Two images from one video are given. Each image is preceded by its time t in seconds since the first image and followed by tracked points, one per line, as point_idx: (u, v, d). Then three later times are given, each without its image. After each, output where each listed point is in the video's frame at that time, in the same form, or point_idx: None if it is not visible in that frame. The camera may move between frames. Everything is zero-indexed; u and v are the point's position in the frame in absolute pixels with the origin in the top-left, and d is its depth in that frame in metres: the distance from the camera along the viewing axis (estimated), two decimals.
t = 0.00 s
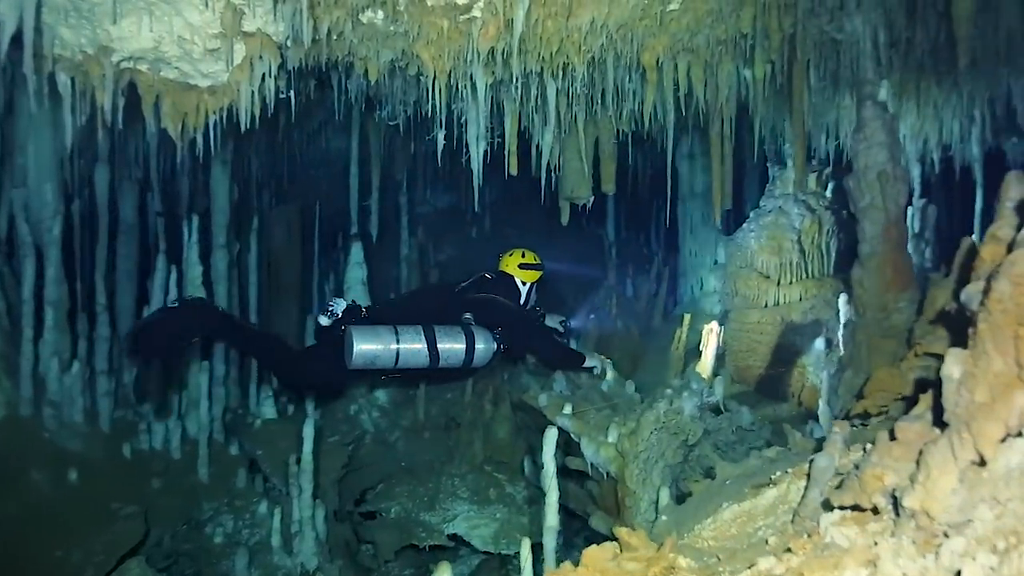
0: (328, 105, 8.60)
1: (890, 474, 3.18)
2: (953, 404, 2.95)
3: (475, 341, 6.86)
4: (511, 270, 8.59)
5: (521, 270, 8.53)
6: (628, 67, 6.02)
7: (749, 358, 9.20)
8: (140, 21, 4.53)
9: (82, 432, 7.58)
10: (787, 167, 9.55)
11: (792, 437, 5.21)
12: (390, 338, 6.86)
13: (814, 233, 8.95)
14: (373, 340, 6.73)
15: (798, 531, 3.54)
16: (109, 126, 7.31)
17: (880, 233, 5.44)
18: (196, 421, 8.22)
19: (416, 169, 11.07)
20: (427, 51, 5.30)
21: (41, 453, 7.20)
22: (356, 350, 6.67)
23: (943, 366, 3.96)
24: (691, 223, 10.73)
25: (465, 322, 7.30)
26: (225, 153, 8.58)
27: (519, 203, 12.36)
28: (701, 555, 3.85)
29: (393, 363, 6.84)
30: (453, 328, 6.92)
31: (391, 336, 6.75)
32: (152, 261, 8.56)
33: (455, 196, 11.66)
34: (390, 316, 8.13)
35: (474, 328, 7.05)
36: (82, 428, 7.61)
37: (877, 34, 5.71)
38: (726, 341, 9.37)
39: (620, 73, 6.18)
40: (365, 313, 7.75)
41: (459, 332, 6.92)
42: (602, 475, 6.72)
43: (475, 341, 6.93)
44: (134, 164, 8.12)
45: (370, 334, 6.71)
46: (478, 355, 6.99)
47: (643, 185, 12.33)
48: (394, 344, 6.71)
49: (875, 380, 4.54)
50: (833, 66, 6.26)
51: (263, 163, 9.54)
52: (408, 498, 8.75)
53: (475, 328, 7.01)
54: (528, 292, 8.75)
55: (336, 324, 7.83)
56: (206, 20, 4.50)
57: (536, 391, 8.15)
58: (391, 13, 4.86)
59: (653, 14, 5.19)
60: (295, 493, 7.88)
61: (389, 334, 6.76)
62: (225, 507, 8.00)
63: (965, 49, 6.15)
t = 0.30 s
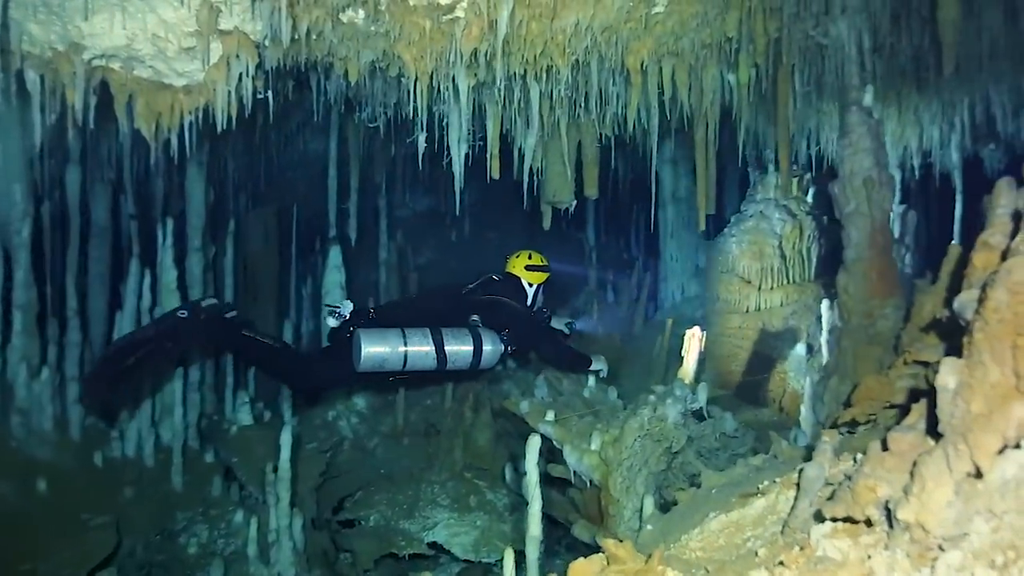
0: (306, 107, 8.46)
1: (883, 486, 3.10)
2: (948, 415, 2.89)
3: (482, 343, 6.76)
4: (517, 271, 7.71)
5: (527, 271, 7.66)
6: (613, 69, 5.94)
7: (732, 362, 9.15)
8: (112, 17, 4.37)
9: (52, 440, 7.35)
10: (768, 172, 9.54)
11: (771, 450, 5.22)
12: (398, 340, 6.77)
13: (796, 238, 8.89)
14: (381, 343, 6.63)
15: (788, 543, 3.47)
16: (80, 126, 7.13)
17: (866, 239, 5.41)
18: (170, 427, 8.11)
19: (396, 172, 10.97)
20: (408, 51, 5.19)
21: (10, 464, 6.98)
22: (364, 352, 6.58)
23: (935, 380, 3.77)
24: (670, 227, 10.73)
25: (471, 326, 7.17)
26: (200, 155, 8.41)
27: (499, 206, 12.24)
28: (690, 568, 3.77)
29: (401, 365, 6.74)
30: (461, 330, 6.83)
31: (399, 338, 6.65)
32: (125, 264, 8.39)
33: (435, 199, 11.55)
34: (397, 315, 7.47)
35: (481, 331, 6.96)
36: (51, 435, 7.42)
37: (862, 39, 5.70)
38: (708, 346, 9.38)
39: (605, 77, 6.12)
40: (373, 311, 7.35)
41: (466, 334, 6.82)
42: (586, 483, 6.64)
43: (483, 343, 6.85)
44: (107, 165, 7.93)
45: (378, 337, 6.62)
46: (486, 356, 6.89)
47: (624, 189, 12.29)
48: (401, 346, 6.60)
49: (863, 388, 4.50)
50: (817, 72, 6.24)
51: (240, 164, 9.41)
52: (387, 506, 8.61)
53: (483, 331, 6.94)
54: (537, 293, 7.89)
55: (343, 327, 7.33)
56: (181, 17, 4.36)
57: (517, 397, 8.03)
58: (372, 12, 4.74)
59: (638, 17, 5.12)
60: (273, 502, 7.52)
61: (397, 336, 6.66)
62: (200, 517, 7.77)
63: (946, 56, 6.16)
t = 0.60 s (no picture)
0: (281, 109, 8.30)
1: (875, 496, 3.03)
2: (941, 424, 2.84)
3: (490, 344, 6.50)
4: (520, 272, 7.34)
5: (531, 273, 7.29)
6: (595, 72, 5.87)
7: (708, 368, 9.23)
8: (80, 13, 4.21)
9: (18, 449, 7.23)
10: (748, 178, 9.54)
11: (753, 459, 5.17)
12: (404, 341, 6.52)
13: (776, 245, 8.95)
14: (388, 344, 6.40)
15: (777, 554, 3.41)
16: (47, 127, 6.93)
17: (849, 245, 5.44)
18: (142, 437, 7.62)
19: (373, 176, 10.83)
20: (388, 52, 5.07)
21: None
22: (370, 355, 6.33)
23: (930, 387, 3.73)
24: (650, 234, 10.72)
25: (477, 328, 6.88)
26: (173, 158, 8.22)
27: (478, 211, 12.13)
28: None
29: (408, 367, 6.49)
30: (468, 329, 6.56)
31: (406, 339, 6.40)
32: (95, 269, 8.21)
33: (413, 204, 11.41)
34: (402, 317, 7.22)
35: (488, 331, 6.68)
36: (17, 445, 7.25)
37: (844, 44, 5.68)
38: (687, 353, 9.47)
39: (587, 80, 6.04)
40: (379, 314, 7.11)
41: (474, 334, 6.54)
42: (566, 492, 6.55)
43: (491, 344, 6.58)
44: (76, 168, 7.72)
45: (384, 338, 6.37)
46: (494, 358, 6.62)
47: (603, 194, 12.25)
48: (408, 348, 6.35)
49: (849, 396, 4.48)
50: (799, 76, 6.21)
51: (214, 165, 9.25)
52: (364, 516, 8.47)
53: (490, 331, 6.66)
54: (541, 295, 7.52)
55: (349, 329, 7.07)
56: (151, 14, 4.21)
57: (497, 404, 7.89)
58: (350, 11, 4.63)
59: (621, 19, 5.04)
60: (248, 513, 7.28)
61: (404, 337, 6.41)
62: (171, 528, 7.46)
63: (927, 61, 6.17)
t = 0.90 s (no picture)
0: (256, 112, 8.12)
1: (869, 509, 2.95)
2: (937, 435, 2.76)
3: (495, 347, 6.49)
4: (523, 274, 7.34)
5: (535, 275, 7.30)
6: (577, 75, 5.78)
7: (683, 373, 9.31)
8: (42, 9, 4.03)
9: None
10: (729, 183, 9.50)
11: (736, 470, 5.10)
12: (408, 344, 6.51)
13: (755, 250, 8.90)
14: (392, 347, 6.38)
15: (766, 568, 3.33)
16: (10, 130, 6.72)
17: (832, 250, 5.42)
18: (110, 448, 7.37)
19: (350, 180, 10.69)
20: (365, 53, 4.94)
21: None
22: (375, 357, 6.32)
23: (918, 394, 3.76)
24: (629, 239, 10.69)
25: (481, 329, 6.98)
26: (143, 161, 8.02)
27: (456, 216, 12.01)
28: None
29: (412, 370, 6.48)
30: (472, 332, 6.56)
31: (410, 342, 6.39)
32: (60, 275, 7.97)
33: (391, 209, 11.28)
34: (406, 318, 7.24)
35: (493, 333, 6.69)
36: None
37: (827, 48, 5.66)
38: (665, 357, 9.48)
39: (568, 83, 5.96)
40: (383, 318, 7.15)
41: (477, 337, 6.53)
42: (547, 501, 6.44)
43: (495, 346, 6.58)
44: (42, 172, 7.50)
45: (389, 341, 6.36)
46: (498, 360, 6.63)
47: (582, 199, 12.20)
48: (413, 350, 6.34)
49: (836, 401, 4.43)
50: (784, 79, 6.15)
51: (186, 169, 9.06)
52: (341, 526, 8.22)
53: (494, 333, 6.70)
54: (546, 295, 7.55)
55: (354, 335, 7.08)
56: (118, 11, 4.04)
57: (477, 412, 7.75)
58: (327, 11, 4.50)
59: (603, 21, 4.97)
60: (221, 526, 7.10)
61: (408, 340, 6.40)
62: (140, 542, 7.15)
63: (907, 67, 6.18)
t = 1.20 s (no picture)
0: (231, 116, 7.94)
1: (865, 523, 2.84)
2: (935, 447, 2.67)
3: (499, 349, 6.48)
4: (525, 277, 7.27)
5: (536, 278, 7.22)
6: (561, 78, 5.68)
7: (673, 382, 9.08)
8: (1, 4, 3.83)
9: None
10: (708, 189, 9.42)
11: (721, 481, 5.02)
12: (411, 349, 6.49)
13: (736, 256, 8.98)
14: (395, 352, 6.35)
15: None
16: None
17: (818, 256, 5.35)
18: (78, 460, 7.13)
19: (328, 185, 10.52)
20: (343, 54, 4.81)
21: None
22: (379, 363, 6.29)
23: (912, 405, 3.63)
24: (611, 244, 10.57)
25: (482, 333, 6.90)
26: (114, 165, 7.81)
27: (437, 222, 11.88)
28: None
29: (417, 374, 6.46)
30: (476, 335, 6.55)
31: (414, 347, 6.37)
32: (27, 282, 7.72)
33: (370, 214, 11.12)
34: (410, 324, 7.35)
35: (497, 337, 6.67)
36: None
37: (811, 52, 5.60)
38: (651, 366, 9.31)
39: (551, 87, 5.86)
40: (386, 323, 7.26)
41: (482, 340, 6.51)
42: (531, 512, 6.31)
43: (500, 349, 6.57)
44: (8, 176, 7.27)
45: (392, 346, 6.33)
46: (503, 363, 6.61)
47: (563, 205, 12.13)
48: (417, 355, 6.32)
49: (824, 411, 4.35)
50: (768, 83, 6.09)
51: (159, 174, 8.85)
52: (321, 540, 8.15)
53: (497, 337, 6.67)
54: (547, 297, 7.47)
55: (355, 340, 7.10)
56: (83, 7, 3.84)
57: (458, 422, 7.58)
58: (303, 10, 4.37)
59: (587, 24, 4.89)
60: (193, 542, 6.90)
61: (412, 345, 6.38)
62: (110, 559, 7.02)
63: (888, 72, 6.15)
